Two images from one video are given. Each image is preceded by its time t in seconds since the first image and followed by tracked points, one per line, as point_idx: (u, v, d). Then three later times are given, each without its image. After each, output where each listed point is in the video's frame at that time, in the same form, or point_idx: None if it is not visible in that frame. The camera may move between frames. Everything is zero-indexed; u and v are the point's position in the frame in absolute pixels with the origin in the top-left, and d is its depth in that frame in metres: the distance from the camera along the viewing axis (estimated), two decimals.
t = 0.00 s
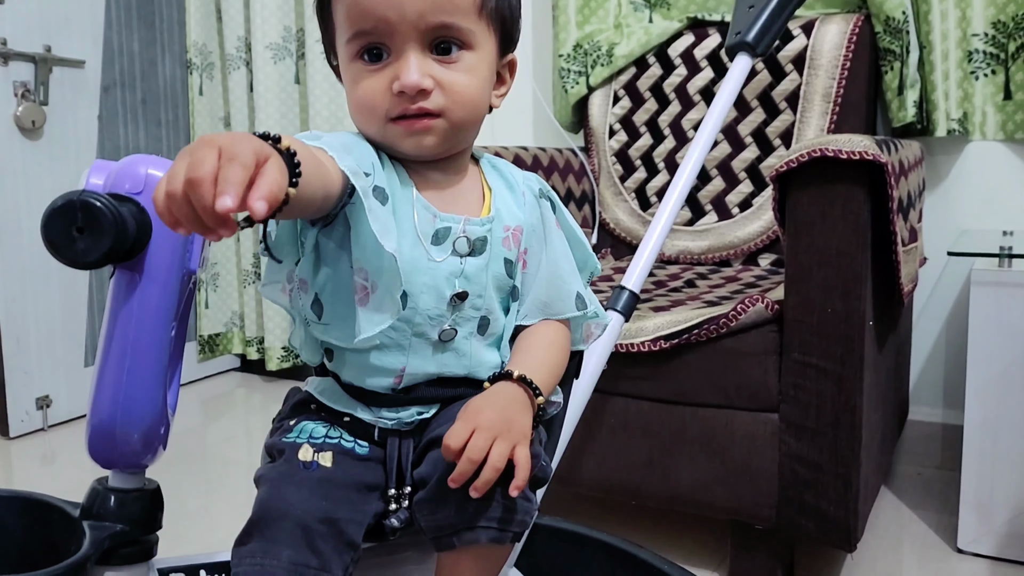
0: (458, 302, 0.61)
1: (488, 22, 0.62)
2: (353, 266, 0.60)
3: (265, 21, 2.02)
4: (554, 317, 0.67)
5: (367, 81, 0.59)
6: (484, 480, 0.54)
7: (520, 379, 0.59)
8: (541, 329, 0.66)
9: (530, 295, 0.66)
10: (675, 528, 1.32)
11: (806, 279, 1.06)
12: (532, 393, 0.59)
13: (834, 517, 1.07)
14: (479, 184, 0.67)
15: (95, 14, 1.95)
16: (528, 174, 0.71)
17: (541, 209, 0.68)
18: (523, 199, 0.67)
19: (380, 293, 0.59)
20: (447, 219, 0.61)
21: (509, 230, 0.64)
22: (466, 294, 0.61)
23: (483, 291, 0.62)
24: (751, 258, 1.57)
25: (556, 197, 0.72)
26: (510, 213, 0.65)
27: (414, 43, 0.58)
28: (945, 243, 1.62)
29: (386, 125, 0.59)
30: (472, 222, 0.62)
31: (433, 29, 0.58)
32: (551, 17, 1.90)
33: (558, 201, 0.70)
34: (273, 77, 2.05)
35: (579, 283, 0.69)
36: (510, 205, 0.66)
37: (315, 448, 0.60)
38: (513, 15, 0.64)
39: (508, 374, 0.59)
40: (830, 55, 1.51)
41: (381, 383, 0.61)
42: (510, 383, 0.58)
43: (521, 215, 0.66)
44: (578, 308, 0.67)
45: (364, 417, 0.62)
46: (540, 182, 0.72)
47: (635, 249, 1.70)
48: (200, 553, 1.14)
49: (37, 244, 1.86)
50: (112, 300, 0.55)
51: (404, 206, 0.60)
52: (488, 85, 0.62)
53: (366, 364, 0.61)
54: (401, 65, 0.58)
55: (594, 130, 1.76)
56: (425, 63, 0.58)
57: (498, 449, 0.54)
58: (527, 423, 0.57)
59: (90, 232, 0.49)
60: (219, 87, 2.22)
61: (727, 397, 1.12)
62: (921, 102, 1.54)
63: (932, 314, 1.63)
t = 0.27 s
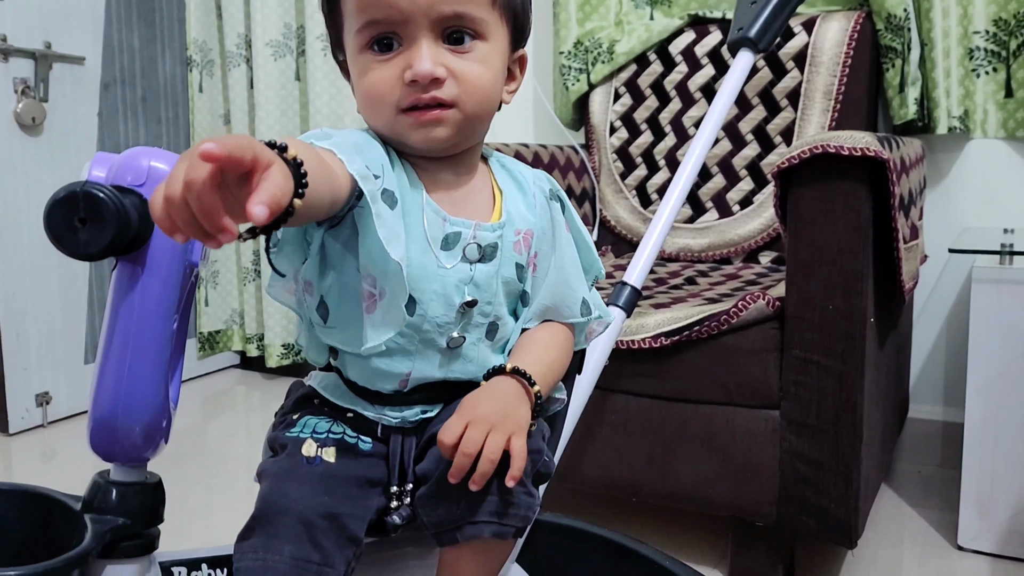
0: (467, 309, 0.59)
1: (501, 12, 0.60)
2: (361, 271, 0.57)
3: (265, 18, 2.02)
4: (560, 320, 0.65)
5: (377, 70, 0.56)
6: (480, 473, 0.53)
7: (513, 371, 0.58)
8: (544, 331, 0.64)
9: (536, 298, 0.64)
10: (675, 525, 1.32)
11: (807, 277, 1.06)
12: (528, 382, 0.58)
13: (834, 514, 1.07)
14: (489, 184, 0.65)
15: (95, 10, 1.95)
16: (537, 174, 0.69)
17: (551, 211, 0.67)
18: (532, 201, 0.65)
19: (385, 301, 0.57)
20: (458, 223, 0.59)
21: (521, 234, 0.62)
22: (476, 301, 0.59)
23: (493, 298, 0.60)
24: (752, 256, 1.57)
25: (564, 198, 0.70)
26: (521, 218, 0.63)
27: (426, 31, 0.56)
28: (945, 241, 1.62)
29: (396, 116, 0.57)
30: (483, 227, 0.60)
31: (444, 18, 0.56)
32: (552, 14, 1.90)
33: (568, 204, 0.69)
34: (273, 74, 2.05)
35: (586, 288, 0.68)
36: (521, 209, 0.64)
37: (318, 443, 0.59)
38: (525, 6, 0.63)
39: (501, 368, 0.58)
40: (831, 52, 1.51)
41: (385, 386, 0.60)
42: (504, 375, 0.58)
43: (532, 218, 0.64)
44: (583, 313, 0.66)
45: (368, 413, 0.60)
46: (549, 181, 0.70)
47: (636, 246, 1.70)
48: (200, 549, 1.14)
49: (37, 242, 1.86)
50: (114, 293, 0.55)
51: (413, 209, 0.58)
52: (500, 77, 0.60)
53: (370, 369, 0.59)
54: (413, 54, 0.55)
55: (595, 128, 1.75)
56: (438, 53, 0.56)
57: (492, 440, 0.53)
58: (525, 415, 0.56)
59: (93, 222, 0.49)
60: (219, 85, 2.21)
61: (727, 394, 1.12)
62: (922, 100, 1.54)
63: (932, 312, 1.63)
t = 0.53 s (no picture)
0: (473, 314, 0.58)
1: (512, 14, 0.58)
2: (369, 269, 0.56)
3: (265, 16, 2.01)
4: (568, 328, 0.64)
5: (387, 74, 0.55)
6: (477, 473, 0.53)
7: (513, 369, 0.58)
8: (551, 338, 0.63)
9: (546, 306, 0.63)
10: (674, 523, 1.32)
11: (807, 275, 1.06)
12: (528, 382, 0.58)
13: (834, 512, 1.07)
14: (501, 188, 0.63)
15: (95, 7, 1.95)
16: (551, 178, 0.68)
17: (564, 217, 0.65)
18: (544, 205, 0.64)
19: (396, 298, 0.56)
20: (467, 226, 0.58)
21: (531, 240, 0.61)
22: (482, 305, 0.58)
23: (500, 303, 0.59)
24: (752, 254, 1.57)
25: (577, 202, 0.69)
26: (532, 222, 0.62)
27: (437, 36, 0.54)
28: (945, 239, 1.62)
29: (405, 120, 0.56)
30: (493, 231, 0.59)
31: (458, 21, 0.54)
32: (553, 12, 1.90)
33: (580, 210, 0.67)
34: (273, 72, 2.05)
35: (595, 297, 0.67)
36: (532, 213, 0.63)
37: (323, 441, 0.58)
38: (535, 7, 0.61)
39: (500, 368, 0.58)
40: (831, 51, 1.51)
41: (389, 386, 0.59)
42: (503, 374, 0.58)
43: (544, 224, 0.63)
44: (592, 323, 0.65)
45: (371, 411, 0.60)
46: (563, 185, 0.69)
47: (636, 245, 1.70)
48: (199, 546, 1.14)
49: (38, 239, 1.86)
50: (115, 290, 0.55)
51: (422, 211, 0.57)
52: (512, 80, 0.58)
53: (377, 371, 0.59)
54: (423, 58, 0.54)
55: (595, 126, 1.75)
56: (449, 57, 0.54)
57: (488, 439, 0.53)
58: (525, 411, 0.56)
59: (95, 219, 0.49)
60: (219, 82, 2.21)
61: (727, 392, 1.12)
62: (923, 98, 1.54)
63: (932, 311, 1.63)
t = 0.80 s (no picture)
0: (480, 318, 0.57)
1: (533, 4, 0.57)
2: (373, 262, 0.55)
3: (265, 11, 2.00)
4: (579, 333, 0.64)
5: (402, 61, 0.54)
6: (472, 472, 0.52)
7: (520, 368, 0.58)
8: (558, 340, 0.63)
9: (557, 312, 0.63)
10: (677, 521, 1.31)
11: (811, 272, 1.05)
12: (535, 381, 0.57)
13: (838, 511, 1.06)
14: (513, 190, 0.62)
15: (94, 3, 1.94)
16: (565, 182, 0.67)
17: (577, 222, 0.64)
18: (557, 210, 0.63)
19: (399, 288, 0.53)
20: (477, 227, 0.56)
21: (543, 244, 0.60)
22: (490, 310, 0.57)
23: (508, 307, 0.58)
24: (755, 251, 1.57)
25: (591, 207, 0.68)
26: (544, 226, 0.61)
27: (456, 23, 0.53)
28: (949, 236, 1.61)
29: (418, 108, 0.54)
30: (504, 234, 0.57)
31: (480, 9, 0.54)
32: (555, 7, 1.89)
33: (593, 216, 0.67)
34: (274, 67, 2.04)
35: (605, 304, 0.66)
36: (544, 216, 0.62)
37: (323, 439, 0.57)
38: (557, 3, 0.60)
39: (512, 365, 0.58)
40: (836, 46, 1.50)
41: (391, 385, 0.58)
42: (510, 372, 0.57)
43: (556, 228, 0.62)
44: (601, 330, 0.65)
45: (374, 408, 0.58)
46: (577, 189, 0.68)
47: (639, 242, 1.69)
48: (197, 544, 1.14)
49: (37, 235, 1.85)
50: (111, 284, 0.54)
51: (432, 209, 0.56)
52: (531, 73, 0.58)
53: (380, 369, 0.57)
54: (441, 45, 0.53)
55: (598, 122, 1.74)
56: (467, 46, 0.53)
57: (487, 438, 0.53)
58: (528, 412, 0.56)
59: (89, 209, 0.48)
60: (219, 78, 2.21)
61: (730, 390, 1.12)
62: (927, 94, 1.53)
63: (936, 308, 1.62)
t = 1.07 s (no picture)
0: (521, 333, 0.54)
1: None
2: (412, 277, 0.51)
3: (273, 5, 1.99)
4: (619, 341, 0.61)
5: (451, 47, 0.52)
6: (516, 484, 0.50)
7: (568, 378, 0.55)
8: (598, 349, 0.60)
9: (598, 321, 0.60)
10: (691, 522, 1.30)
11: (832, 269, 1.03)
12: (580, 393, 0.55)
13: (858, 512, 1.05)
14: (557, 197, 0.59)
15: None
16: (609, 183, 0.64)
17: (622, 228, 0.62)
18: (602, 216, 0.60)
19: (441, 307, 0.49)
20: (522, 237, 0.53)
21: (588, 254, 0.57)
22: (531, 325, 0.54)
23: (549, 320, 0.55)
24: (769, 248, 1.55)
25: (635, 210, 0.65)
26: (589, 235, 0.58)
27: (509, 8, 0.52)
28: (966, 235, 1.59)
29: (467, 99, 0.52)
30: (550, 246, 0.54)
31: None
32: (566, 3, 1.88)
33: (637, 221, 0.63)
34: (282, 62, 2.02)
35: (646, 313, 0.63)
36: (590, 223, 0.59)
37: (350, 440, 0.55)
38: None
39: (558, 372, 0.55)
40: (853, 41, 1.48)
41: (425, 392, 0.56)
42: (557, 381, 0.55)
43: (601, 236, 0.59)
44: (641, 339, 0.63)
45: (401, 410, 0.56)
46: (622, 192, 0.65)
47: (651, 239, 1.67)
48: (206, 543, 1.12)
49: (43, 228, 1.84)
50: (132, 277, 0.52)
51: (476, 217, 0.52)
52: (583, 63, 0.56)
53: (417, 382, 0.55)
54: (494, 31, 0.51)
55: (610, 117, 1.73)
56: (520, 31, 0.52)
57: (535, 452, 0.50)
58: (574, 425, 0.54)
59: (114, 198, 0.46)
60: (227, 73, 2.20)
61: (748, 389, 1.10)
62: (945, 91, 1.51)
63: (952, 307, 1.60)
